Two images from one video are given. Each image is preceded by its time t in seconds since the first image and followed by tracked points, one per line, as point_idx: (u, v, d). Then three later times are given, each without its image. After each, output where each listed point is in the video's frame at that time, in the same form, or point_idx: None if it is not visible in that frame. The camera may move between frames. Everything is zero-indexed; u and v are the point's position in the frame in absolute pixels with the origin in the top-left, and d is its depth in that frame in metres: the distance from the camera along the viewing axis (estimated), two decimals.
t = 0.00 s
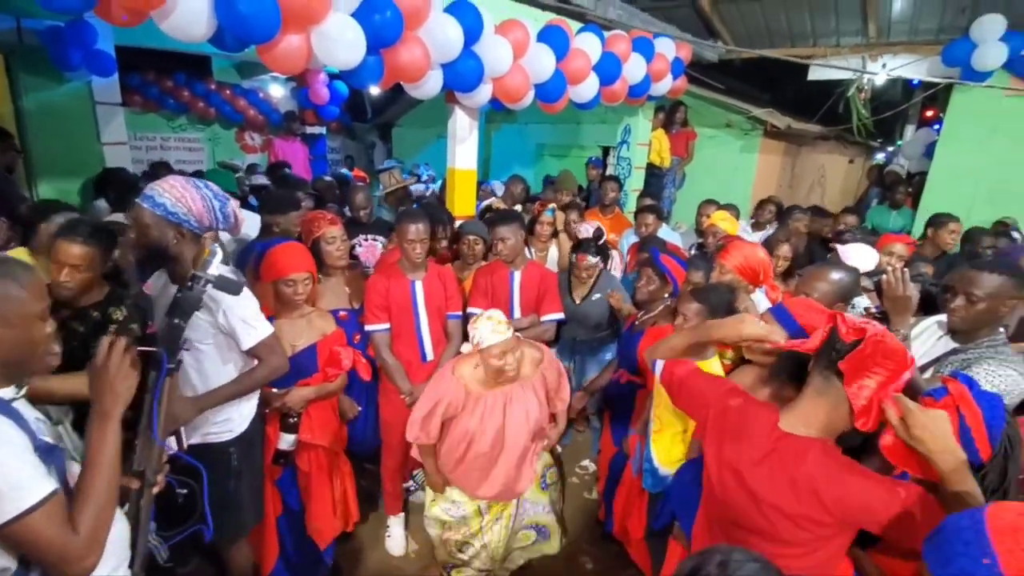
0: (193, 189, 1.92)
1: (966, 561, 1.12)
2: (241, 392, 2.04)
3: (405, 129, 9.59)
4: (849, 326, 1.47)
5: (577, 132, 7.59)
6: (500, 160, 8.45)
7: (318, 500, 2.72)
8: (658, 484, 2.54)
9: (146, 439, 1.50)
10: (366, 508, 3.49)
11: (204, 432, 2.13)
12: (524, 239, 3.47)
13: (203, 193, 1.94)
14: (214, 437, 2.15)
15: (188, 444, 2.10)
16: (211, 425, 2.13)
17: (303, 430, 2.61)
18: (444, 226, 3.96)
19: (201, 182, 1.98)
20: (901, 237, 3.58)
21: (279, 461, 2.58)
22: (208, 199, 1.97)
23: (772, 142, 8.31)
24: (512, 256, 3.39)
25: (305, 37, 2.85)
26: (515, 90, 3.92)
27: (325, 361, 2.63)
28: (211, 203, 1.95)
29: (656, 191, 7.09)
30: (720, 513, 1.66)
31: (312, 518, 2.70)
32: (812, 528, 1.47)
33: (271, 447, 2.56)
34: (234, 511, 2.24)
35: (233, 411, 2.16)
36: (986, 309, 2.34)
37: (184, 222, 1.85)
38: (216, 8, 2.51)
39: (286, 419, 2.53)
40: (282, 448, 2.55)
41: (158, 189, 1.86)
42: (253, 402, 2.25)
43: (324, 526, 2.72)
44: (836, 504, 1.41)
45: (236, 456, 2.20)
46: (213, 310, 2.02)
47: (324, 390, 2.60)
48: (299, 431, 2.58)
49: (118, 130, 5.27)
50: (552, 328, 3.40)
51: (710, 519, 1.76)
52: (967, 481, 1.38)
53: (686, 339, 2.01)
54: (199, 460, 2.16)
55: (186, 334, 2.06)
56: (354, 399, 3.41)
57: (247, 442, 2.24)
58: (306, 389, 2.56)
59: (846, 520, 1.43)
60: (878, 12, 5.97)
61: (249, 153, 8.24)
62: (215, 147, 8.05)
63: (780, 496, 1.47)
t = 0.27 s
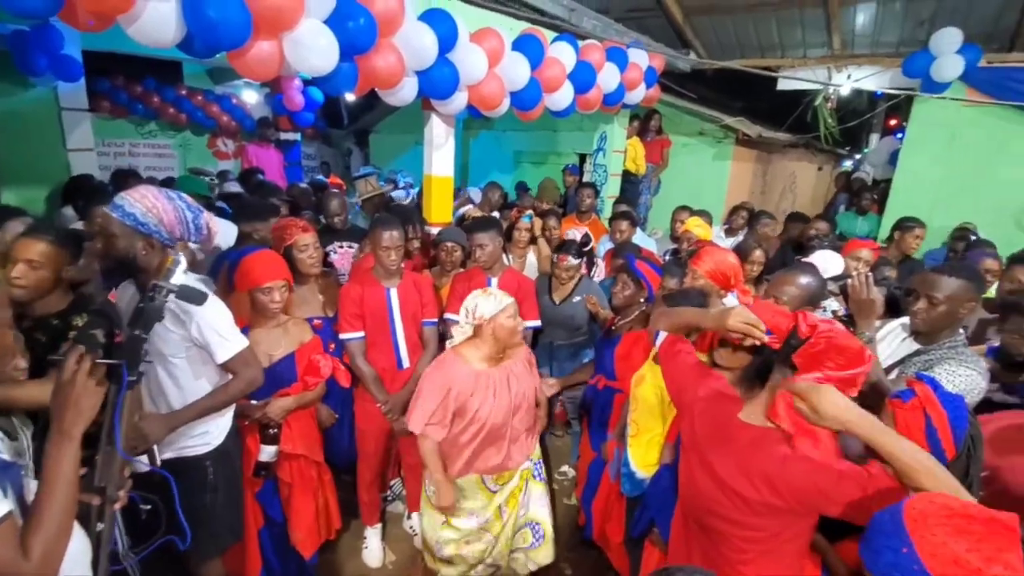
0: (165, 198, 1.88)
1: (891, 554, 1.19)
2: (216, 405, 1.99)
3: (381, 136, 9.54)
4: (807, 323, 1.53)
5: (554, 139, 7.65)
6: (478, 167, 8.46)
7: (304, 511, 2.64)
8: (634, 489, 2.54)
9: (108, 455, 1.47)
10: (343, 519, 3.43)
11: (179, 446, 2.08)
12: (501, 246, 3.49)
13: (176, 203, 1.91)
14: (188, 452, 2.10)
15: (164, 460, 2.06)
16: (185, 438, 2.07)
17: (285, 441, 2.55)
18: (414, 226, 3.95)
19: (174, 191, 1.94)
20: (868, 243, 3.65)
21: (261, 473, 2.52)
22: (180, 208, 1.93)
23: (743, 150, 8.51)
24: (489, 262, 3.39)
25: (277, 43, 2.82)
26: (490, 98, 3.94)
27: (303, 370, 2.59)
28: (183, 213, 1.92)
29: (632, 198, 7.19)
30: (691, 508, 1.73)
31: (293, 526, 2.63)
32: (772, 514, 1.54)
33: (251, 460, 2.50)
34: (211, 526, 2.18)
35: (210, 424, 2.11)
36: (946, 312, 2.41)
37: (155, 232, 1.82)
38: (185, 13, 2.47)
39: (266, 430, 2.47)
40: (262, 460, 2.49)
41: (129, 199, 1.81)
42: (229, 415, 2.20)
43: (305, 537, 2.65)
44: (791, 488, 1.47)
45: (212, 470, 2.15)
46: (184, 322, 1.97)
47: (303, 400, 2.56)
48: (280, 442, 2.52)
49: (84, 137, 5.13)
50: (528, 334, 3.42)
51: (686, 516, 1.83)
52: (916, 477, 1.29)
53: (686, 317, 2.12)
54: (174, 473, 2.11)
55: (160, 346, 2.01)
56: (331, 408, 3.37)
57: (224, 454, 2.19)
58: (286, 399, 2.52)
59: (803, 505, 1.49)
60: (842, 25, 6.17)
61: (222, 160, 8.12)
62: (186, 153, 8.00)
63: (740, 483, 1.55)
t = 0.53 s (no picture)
0: (143, 200, 1.84)
1: (882, 529, 1.33)
2: (194, 409, 1.95)
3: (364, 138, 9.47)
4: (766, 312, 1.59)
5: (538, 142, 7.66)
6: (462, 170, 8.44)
7: (281, 519, 2.60)
8: (621, 489, 2.55)
9: (81, 460, 1.43)
10: (327, 526, 3.38)
11: (155, 451, 2.03)
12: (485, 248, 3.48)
13: (154, 206, 1.87)
14: (163, 456, 2.05)
15: (139, 464, 2.00)
16: (158, 442, 2.02)
17: (265, 447, 2.51)
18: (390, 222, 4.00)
19: (151, 194, 1.90)
20: (845, 244, 3.69)
21: (241, 480, 2.48)
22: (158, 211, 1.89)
23: (724, 153, 8.62)
24: (474, 264, 3.38)
25: (256, 43, 2.79)
26: (473, 99, 3.93)
27: (285, 376, 2.56)
28: (161, 217, 1.88)
29: (615, 200, 7.23)
30: (663, 492, 1.77)
31: (275, 535, 2.59)
32: (728, 491, 1.57)
33: (232, 467, 2.45)
34: (188, 531, 2.13)
35: (186, 427, 2.07)
36: (924, 311, 2.46)
37: (132, 236, 1.78)
38: (161, 12, 2.43)
39: (246, 437, 2.44)
40: (243, 467, 2.47)
41: (105, 201, 1.76)
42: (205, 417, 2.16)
43: (287, 545, 2.61)
44: (737, 461, 1.50)
45: (189, 474, 2.10)
46: (162, 325, 1.92)
47: (285, 406, 2.53)
48: (261, 449, 2.50)
49: (59, 138, 5.01)
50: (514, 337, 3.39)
51: (660, 506, 1.88)
52: (851, 426, 1.36)
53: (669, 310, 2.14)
54: (150, 479, 2.05)
55: (136, 350, 1.95)
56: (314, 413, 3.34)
57: (201, 458, 2.14)
58: (267, 405, 2.47)
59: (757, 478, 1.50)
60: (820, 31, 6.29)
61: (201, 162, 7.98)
62: (165, 155, 7.82)
63: (699, 458, 1.59)
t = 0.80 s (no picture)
0: (121, 199, 1.80)
1: (889, 509, 1.31)
2: (171, 411, 1.93)
3: (349, 139, 9.43)
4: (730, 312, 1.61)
5: (525, 144, 7.68)
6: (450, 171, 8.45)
7: (263, 525, 2.57)
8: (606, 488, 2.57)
9: (54, 458, 1.41)
10: (314, 532, 3.35)
11: (129, 453, 2.00)
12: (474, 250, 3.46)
13: (132, 206, 1.83)
14: (139, 459, 2.02)
15: (113, 467, 1.97)
16: (132, 443, 1.99)
17: (243, 453, 2.46)
18: (373, 222, 4.01)
19: (128, 193, 1.86)
20: (828, 244, 3.73)
21: (218, 487, 2.45)
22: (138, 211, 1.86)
23: (710, 155, 8.70)
24: (462, 267, 3.37)
25: (239, 44, 2.77)
26: (459, 101, 3.93)
27: (266, 381, 2.50)
28: (140, 216, 1.85)
29: (602, 202, 7.26)
30: (633, 485, 1.80)
31: (258, 543, 2.56)
32: (687, 472, 1.61)
33: (209, 473, 2.42)
34: (164, 536, 2.10)
35: (161, 429, 2.05)
36: (907, 311, 2.50)
37: (111, 236, 1.75)
38: (142, 12, 2.39)
39: (224, 442, 2.40)
40: (221, 474, 2.42)
41: (81, 201, 1.72)
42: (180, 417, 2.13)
43: (268, 554, 2.58)
44: (692, 442, 1.57)
45: (164, 477, 2.08)
46: (140, 325, 1.88)
47: (263, 412, 2.47)
48: (239, 454, 2.45)
49: (38, 140, 4.94)
50: (502, 340, 3.37)
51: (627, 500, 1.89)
52: (792, 387, 1.40)
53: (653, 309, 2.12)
54: (125, 483, 2.02)
55: (112, 350, 1.91)
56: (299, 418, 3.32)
57: (176, 461, 2.12)
58: (245, 411, 2.43)
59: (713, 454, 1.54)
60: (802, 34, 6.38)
61: (185, 164, 7.90)
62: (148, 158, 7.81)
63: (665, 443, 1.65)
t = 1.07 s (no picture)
0: (93, 200, 1.76)
1: (881, 494, 1.32)
2: (145, 414, 1.90)
3: (332, 140, 9.36)
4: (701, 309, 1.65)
5: (510, 143, 7.67)
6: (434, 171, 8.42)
7: (242, 532, 2.53)
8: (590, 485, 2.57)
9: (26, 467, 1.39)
10: (298, 536, 3.32)
11: (99, 458, 1.96)
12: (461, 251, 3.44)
13: (106, 207, 1.78)
14: (109, 463, 1.97)
15: (84, 473, 1.93)
16: (103, 446, 1.95)
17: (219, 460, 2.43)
18: (354, 222, 3.93)
19: (101, 193, 1.82)
20: (807, 241, 3.80)
21: (192, 493, 2.44)
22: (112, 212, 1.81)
23: (693, 153, 8.78)
24: (449, 268, 3.34)
25: (217, 43, 2.73)
26: (443, 100, 3.91)
27: (243, 386, 2.45)
28: (114, 216, 1.80)
29: (587, 201, 7.28)
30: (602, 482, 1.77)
31: (237, 550, 2.52)
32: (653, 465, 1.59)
33: (182, 479, 2.41)
34: (138, 543, 2.06)
35: (132, 433, 2.01)
36: (887, 307, 2.54)
37: (82, 238, 1.71)
38: (116, 11, 2.35)
39: (198, 449, 2.39)
40: (195, 480, 2.41)
41: (52, 202, 1.68)
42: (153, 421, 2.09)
43: (248, 561, 2.55)
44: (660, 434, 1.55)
45: (136, 483, 2.04)
46: (113, 328, 1.85)
47: (238, 418, 2.44)
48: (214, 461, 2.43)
49: (11, 142, 4.84)
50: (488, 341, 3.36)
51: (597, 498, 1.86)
52: (762, 395, 1.48)
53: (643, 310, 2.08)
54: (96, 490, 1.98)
55: (82, 352, 1.87)
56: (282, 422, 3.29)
57: (148, 465, 2.07)
58: (219, 417, 2.40)
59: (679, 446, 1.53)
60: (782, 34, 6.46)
61: (165, 165, 7.79)
62: (126, 159, 7.70)
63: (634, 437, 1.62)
